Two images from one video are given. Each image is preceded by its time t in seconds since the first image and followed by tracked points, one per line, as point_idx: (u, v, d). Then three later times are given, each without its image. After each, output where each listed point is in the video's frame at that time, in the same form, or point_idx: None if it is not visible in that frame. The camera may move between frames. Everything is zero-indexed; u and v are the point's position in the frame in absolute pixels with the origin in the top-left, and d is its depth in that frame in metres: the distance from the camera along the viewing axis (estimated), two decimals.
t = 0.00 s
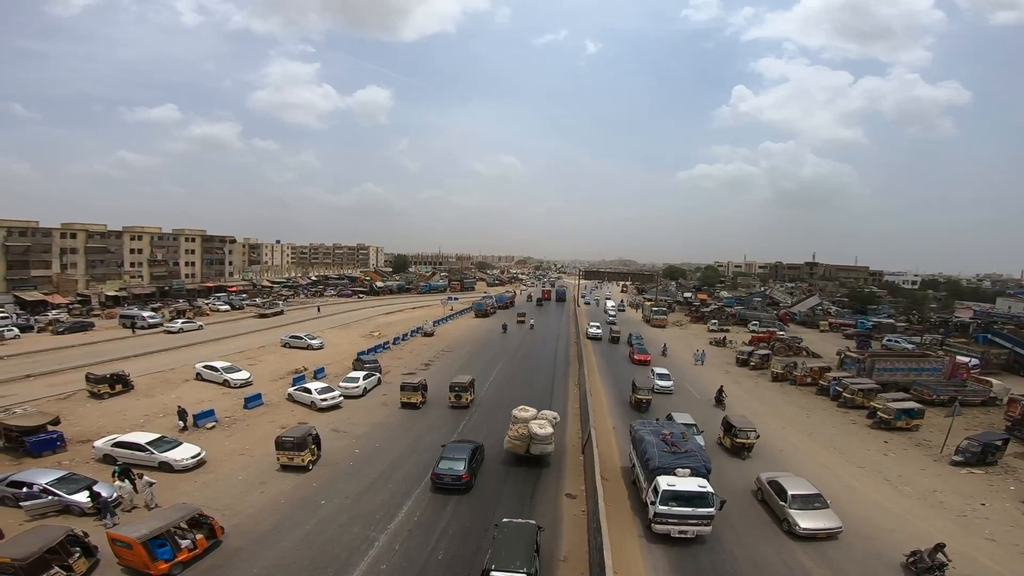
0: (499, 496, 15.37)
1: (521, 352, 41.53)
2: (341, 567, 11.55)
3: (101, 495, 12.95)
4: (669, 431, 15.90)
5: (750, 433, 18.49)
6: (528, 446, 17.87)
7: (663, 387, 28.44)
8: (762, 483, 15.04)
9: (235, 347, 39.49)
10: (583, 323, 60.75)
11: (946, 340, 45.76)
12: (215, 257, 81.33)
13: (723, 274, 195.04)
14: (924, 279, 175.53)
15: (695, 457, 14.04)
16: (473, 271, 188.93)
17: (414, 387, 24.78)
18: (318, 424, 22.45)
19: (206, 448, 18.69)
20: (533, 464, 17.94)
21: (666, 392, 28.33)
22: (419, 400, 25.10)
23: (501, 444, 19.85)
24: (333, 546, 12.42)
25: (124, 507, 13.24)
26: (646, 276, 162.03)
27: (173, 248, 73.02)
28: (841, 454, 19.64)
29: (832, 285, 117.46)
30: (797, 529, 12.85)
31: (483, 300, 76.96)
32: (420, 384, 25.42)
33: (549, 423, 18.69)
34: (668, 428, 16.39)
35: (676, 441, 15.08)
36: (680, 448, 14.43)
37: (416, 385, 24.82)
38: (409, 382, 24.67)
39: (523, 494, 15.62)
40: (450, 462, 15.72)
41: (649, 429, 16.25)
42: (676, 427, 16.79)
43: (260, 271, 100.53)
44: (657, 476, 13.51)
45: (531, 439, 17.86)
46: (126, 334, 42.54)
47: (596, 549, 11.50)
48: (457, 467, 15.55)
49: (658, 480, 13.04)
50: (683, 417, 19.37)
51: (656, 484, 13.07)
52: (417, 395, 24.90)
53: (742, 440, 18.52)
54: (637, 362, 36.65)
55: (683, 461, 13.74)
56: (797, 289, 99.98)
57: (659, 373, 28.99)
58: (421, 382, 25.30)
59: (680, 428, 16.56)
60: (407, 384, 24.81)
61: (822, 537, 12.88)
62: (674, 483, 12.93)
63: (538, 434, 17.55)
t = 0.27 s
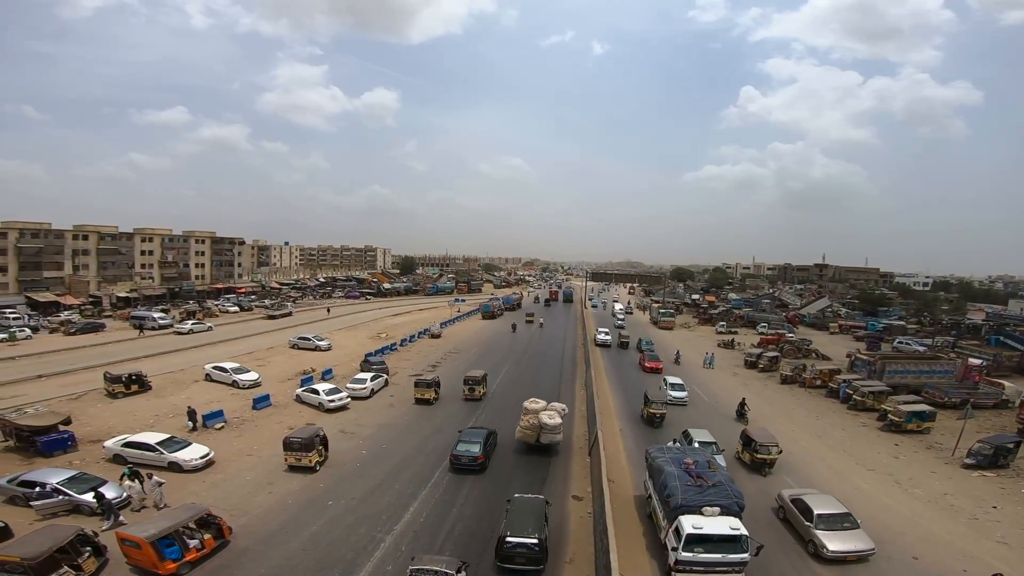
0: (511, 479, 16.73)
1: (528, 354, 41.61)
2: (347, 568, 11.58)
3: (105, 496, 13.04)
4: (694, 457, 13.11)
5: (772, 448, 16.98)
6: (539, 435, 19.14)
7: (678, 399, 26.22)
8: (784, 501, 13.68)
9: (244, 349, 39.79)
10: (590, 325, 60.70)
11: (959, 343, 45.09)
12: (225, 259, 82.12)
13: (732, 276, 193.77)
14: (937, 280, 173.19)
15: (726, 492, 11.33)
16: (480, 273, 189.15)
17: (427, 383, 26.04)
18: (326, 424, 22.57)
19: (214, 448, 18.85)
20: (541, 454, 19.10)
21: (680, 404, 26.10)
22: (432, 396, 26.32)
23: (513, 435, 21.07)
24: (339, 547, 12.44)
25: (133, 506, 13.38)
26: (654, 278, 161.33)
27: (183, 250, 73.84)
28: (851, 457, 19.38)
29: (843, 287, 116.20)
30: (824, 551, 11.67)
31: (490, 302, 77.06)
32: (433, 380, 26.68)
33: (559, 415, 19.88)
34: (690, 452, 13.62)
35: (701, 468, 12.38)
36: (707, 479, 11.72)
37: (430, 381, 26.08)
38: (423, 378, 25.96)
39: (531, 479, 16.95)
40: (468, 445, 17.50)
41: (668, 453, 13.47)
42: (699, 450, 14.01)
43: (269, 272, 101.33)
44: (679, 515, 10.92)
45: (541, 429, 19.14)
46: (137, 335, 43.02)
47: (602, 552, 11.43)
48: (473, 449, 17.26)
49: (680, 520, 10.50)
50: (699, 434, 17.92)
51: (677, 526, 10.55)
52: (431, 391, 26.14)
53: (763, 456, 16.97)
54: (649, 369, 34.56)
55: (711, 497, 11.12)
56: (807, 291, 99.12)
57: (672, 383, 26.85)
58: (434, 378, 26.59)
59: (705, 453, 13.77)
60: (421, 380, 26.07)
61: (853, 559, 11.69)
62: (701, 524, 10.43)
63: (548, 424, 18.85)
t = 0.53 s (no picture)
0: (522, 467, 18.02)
1: (533, 356, 41.65)
2: (352, 569, 11.58)
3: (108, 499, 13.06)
4: (722, 494, 11.19)
5: (793, 464, 15.59)
6: (548, 427, 20.40)
7: (693, 411, 23.84)
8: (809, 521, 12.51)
9: (250, 351, 39.98)
10: (595, 327, 60.61)
11: (969, 344, 44.53)
12: (232, 261, 82.68)
13: (738, 278, 192.69)
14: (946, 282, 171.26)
15: (764, 541, 9.45)
16: (485, 275, 189.20)
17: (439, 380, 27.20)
18: (332, 426, 22.64)
19: (221, 450, 18.94)
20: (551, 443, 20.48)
21: (694, 417, 23.72)
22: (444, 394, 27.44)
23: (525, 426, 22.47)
24: (344, 549, 12.43)
25: (140, 507, 13.46)
26: (659, 280, 160.70)
27: (191, 252, 74.39)
28: (859, 459, 19.16)
29: (851, 289, 115.15)
30: None
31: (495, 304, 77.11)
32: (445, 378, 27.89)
33: (566, 406, 21.29)
34: (716, 487, 11.73)
35: (730, 507, 10.55)
36: (740, 524, 9.87)
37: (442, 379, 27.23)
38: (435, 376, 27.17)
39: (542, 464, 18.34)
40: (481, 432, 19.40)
41: (692, 489, 11.62)
42: (726, 484, 12.07)
43: (275, 275, 101.87)
44: (704, 569, 9.20)
45: (550, 421, 20.42)
46: (145, 337, 43.35)
47: (607, 554, 11.37)
48: (486, 435, 19.02)
49: None
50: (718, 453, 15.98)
51: None
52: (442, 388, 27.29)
53: (784, 473, 15.59)
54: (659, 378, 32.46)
55: (745, 546, 9.37)
56: (814, 292, 98.38)
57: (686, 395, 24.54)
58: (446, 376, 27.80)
59: (734, 488, 11.86)
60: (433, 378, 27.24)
61: None
62: None
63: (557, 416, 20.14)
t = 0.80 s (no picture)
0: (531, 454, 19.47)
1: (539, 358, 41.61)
2: (357, 570, 11.62)
3: (112, 501, 13.13)
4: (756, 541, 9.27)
5: (816, 481, 14.30)
6: (556, 419, 21.67)
7: (707, 425, 21.79)
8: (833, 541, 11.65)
9: (257, 353, 40.15)
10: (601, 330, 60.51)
11: (978, 346, 44.05)
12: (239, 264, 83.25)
13: (745, 279, 191.65)
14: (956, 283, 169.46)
15: None
16: (491, 277, 189.31)
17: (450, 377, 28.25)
18: (338, 428, 22.69)
19: (228, 451, 19.05)
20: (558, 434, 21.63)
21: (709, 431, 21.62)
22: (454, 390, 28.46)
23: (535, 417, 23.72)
24: (350, 550, 12.44)
25: (146, 508, 13.55)
26: (665, 282, 160.19)
27: (198, 255, 74.97)
28: (867, 462, 18.96)
29: (858, 291, 114.22)
30: None
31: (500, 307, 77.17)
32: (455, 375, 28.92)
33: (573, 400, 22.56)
34: (747, 530, 9.86)
35: (766, 558, 8.76)
36: None
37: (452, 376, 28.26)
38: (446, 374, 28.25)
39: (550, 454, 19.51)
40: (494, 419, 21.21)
41: (719, 534, 9.68)
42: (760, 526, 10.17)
43: (282, 278, 102.40)
44: None
45: (558, 413, 21.68)
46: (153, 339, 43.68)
47: (612, 555, 11.30)
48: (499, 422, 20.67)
49: None
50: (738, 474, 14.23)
51: None
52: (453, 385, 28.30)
53: (806, 489, 14.28)
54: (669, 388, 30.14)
55: None
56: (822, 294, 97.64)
57: (699, 407, 22.48)
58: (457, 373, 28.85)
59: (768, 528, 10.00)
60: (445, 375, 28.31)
61: None
62: None
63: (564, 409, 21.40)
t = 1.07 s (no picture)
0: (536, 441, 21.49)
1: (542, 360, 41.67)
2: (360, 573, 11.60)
3: (115, 503, 13.16)
4: None
5: (837, 497, 13.27)
6: (562, 413, 23.43)
7: (721, 441, 19.81)
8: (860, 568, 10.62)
9: (260, 355, 40.24)
10: (604, 332, 60.46)
11: (984, 348, 43.72)
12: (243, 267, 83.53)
13: (748, 281, 190.94)
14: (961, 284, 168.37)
15: None
16: (494, 280, 189.33)
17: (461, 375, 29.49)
18: (341, 431, 22.72)
19: (231, 454, 19.08)
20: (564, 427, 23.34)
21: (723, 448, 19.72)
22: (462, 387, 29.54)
23: (542, 410, 25.59)
24: (353, 553, 12.43)
25: (150, 511, 13.57)
26: (668, 284, 159.79)
27: (202, 257, 75.28)
28: (872, 464, 18.82)
29: (863, 292, 113.62)
30: None
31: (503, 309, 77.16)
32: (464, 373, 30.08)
33: (578, 396, 24.21)
34: None
35: None
36: None
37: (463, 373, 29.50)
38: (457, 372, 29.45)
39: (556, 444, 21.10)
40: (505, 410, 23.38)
41: None
42: None
43: (285, 281, 102.68)
44: None
45: (564, 408, 23.46)
46: (157, 342, 43.86)
47: (616, 558, 11.25)
48: (510, 413, 22.71)
49: None
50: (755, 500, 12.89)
51: None
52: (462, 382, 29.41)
53: (827, 507, 13.30)
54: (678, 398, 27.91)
55: None
56: (826, 296, 97.20)
57: (709, 421, 20.49)
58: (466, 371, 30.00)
59: None
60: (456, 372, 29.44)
61: None
62: None
63: (570, 403, 23.19)
